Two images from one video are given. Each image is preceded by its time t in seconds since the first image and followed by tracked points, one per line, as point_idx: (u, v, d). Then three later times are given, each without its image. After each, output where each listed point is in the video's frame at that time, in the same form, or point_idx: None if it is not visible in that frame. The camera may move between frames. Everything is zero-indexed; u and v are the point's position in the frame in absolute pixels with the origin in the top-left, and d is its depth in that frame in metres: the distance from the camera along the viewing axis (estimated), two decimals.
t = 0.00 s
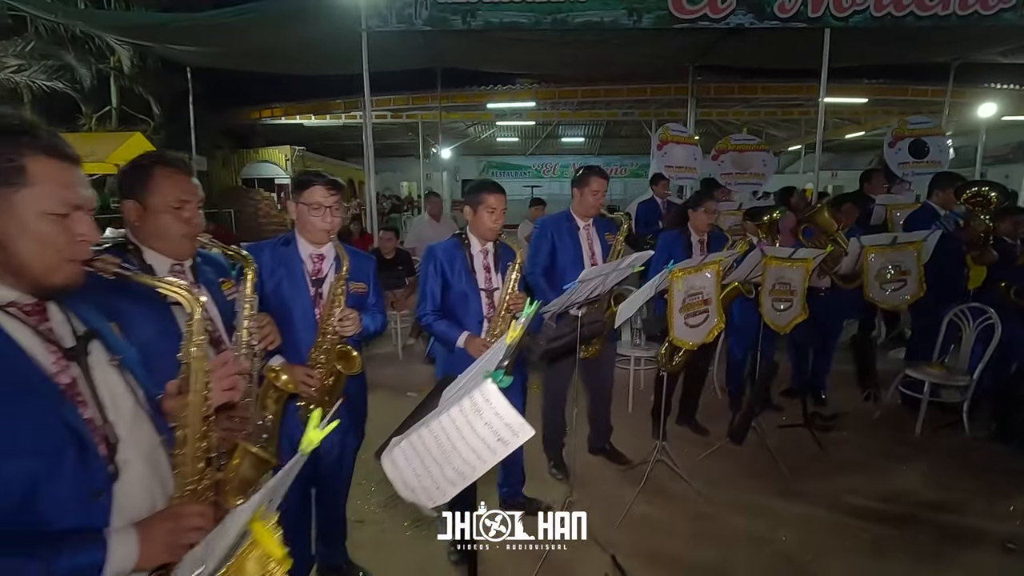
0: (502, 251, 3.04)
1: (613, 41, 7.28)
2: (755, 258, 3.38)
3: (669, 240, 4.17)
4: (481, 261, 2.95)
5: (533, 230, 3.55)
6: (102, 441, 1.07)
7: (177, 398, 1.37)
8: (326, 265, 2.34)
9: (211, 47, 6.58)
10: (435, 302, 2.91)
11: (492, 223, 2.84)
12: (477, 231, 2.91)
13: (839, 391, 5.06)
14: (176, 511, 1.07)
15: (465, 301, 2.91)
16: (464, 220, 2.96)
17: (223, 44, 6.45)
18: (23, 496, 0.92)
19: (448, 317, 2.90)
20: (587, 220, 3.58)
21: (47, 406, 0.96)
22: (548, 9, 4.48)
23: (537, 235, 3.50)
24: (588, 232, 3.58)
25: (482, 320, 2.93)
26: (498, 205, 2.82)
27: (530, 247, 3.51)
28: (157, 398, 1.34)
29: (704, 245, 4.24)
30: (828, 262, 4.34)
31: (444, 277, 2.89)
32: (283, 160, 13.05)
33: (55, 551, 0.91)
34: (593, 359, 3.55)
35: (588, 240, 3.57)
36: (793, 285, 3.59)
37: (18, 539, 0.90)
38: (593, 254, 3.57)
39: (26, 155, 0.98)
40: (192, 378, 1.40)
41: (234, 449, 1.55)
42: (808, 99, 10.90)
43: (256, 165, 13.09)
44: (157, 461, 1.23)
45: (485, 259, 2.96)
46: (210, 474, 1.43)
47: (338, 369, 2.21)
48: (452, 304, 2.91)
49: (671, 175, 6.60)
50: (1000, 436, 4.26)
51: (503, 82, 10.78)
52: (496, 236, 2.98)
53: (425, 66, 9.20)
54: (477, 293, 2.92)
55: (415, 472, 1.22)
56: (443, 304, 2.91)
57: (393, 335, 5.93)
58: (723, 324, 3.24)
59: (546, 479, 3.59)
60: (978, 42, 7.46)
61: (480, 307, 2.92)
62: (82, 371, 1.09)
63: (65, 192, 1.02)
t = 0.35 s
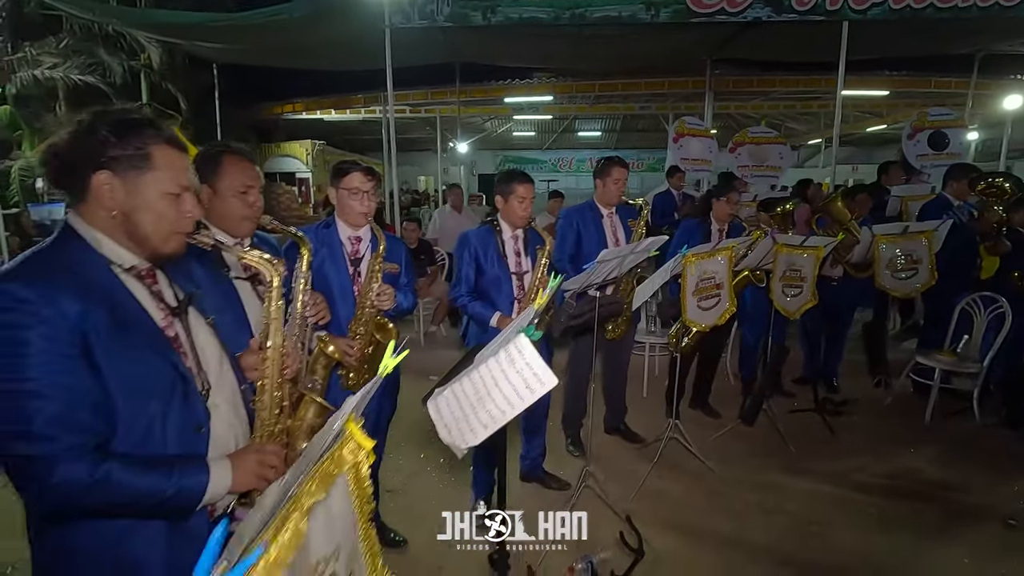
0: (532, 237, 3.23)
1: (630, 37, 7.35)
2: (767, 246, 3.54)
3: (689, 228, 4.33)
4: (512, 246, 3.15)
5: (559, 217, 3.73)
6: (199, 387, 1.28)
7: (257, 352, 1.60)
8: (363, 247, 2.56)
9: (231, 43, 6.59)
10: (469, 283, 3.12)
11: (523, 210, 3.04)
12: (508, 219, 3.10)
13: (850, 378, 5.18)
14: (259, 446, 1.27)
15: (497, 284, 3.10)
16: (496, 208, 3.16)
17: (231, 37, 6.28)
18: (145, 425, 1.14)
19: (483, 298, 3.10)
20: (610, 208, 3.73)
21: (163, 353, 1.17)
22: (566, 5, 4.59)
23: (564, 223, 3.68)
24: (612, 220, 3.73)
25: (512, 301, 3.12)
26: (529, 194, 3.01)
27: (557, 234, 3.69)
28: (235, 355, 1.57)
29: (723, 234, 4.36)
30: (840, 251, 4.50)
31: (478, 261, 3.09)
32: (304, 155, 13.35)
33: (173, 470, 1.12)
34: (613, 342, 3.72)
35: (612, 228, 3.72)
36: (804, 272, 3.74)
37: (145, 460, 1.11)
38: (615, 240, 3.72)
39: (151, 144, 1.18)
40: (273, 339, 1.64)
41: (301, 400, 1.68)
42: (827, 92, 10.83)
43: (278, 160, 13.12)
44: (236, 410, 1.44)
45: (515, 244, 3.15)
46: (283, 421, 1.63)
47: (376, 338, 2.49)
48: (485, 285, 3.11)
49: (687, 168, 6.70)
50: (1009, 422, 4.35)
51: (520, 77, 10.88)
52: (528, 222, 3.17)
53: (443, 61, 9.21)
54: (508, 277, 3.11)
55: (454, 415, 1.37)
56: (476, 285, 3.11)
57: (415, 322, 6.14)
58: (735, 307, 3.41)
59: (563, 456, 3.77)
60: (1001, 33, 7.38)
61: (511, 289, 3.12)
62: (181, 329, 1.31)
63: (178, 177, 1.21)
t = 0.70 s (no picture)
0: (557, 225, 3.41)
1: (649, 31, 7.42)
2: (781, 236, 3.69)
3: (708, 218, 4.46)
4: (538, 232, 3.34)
5: (581, 206, 3.88)
6: (275, 347, 1.53)
7: (320, 322, 1.83)
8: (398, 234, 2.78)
9: (262, 41, 6.80)
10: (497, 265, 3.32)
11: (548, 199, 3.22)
12: (537, 208, 3.30)
13: (864, 369, 5.26)
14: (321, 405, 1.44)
15: (522, 266, 3.30)
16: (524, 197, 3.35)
17: (266, 39, 6.67)
18: (234, 376, 1.41)
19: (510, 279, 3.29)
20: (629, 199, 3.88)
21: (249, 319, 1.44)
22: (586, 1, 4.71)
23: (585, 212, 3.83)
24: (631, 210, 3.88)
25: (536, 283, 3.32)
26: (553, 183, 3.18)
27: (578, 222, 3.85)
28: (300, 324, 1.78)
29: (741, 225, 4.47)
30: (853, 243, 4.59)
31: (506, 245, 3.29)
32: (326, 150, 13.61)
33: (255, 419, 1.34)
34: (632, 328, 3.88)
35: (631, 217, 3.87)
36: (817, 262, 3.88)
37: (235, 406, 1.35)
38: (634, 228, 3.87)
39: (243, 138, 1.55)
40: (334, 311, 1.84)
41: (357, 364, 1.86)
42: (849, 85, 10.74)
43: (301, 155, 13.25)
44: (303, 372, 1.65)
45: (542, 230, 3.35)
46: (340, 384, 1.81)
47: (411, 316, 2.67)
48: (512, 267, 3.31)
49: (705, 161, 6.78)
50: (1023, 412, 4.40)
51: (539, 71, 10.96)
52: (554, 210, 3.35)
53: (464, 58, 9.40)
54: (532, 260, 3.30)
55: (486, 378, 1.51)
56: (503, 267, 3.31)
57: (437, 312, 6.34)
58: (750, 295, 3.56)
59: (582, 438, 3.94)
60: None
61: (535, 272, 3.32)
62: (262, 296, 1.56)
63: (263, 166, 1.55)
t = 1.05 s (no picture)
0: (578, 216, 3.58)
1: (671, 25, 7.44)
2: (802, 228, 3.83)
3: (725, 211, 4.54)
4: (558, 222, 3.49)
5: (601, 199, 3.97)
6: (340, 319, 1.84)
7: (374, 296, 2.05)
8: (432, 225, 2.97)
9: (287, 37, 6.74)
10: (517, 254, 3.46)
11: (566, 189, 3.36)
12: (555, 199, 3.44)
13: (884, 360, 5.31)
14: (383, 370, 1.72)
15: (542, 255, 3.44)
16: (543, 188, 3.50)
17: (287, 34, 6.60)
18: (306, 341, 1.72)
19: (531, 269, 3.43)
20: (649, 192, 3.98)
21: (317, 292, 1.76)
22: None
23: (605, 204, 3.93)
24: (650, 202, 3.98)
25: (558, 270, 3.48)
26: (569, 174, 3.33)
27: (599, 214, 3.97)
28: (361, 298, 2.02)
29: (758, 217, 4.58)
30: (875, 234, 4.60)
31: (526, 235, 3.43)
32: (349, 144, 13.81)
33: (324, 378, 1.64)
34: (651, 316, 4.02)
35: (651, 209, 3.98)
36: (837, 253, 3.98)
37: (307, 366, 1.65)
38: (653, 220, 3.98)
39: (304, 133, 1.73)
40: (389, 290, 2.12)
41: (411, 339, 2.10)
42: (875, 77, 10.59)
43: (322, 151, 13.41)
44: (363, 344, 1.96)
45: (561, 219, 3.51)
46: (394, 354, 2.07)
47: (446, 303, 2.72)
48: (533, 256, 3.45)
49: (726, 154, 6.81)
50: None
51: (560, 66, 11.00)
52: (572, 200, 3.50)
53: (485, 54, 9.46)
54: (553, 249, 3.45)
55: (527, 352, 1.67)
56: (524, 257, 3.45)
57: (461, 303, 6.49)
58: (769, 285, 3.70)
59: (604, 423, 4.07)
60: None
61: (556, 260, 3.46)
62: (327, 273, 1.87)
63: (323, 157, 1.75)
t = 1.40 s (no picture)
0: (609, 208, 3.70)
1: (698, 18, 7.41)
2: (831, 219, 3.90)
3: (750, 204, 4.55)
4: (589, 212, 3.61)
5: (632, 190, 4.04)
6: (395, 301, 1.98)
7: (426, 278, 2.20)
8: (470, 214, 3.13)
9: (315, 34, 6.73)
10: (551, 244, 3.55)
11: (597, 181, 3.46)
12: (586, 189, 3.54)
13: (914, 353, 5.30)
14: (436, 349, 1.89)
15: (576, 245, 3.54)
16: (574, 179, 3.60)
17: (319, 31, 6.57)
18: (364, 321, 1.84)
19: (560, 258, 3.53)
20: (681, 183, 4.04)
21: (374, 276, 1.88)
22: None
23: (637, 195, 4.00)
24: (683, 193, 4.04)
25: (592, 259, 3.58)
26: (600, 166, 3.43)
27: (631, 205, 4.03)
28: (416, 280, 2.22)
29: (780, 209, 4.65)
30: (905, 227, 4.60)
31: (560, 226, 3.53)
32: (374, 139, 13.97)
33: (382, 356, 1.76)
34: (680, 305, 4.10)
35: (683, 201, 4.03)
36: (867, 245, 4.00)
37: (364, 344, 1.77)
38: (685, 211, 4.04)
39: (361, 126, 1.87)
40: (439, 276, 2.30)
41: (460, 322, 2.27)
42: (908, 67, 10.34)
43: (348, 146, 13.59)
44: (415, 325, 2.10)
45: (592, 210, 3.62)
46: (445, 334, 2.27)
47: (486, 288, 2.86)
48: (567, 245, 3.54)
49: (755, 146, 6.78)
50: None
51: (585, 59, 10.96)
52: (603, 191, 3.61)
53: (510, 48, 9.50)
54: (587, 239, 3.55)
55: (569, 329, 1.77)
56: (558, 247, 3.55)
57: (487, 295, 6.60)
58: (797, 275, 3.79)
59: (632, 410, 4.15)
60: None
61: (589, 250, 3.56)
62: (383, 258, 2.00)
63: (378, 148, 1.89)
